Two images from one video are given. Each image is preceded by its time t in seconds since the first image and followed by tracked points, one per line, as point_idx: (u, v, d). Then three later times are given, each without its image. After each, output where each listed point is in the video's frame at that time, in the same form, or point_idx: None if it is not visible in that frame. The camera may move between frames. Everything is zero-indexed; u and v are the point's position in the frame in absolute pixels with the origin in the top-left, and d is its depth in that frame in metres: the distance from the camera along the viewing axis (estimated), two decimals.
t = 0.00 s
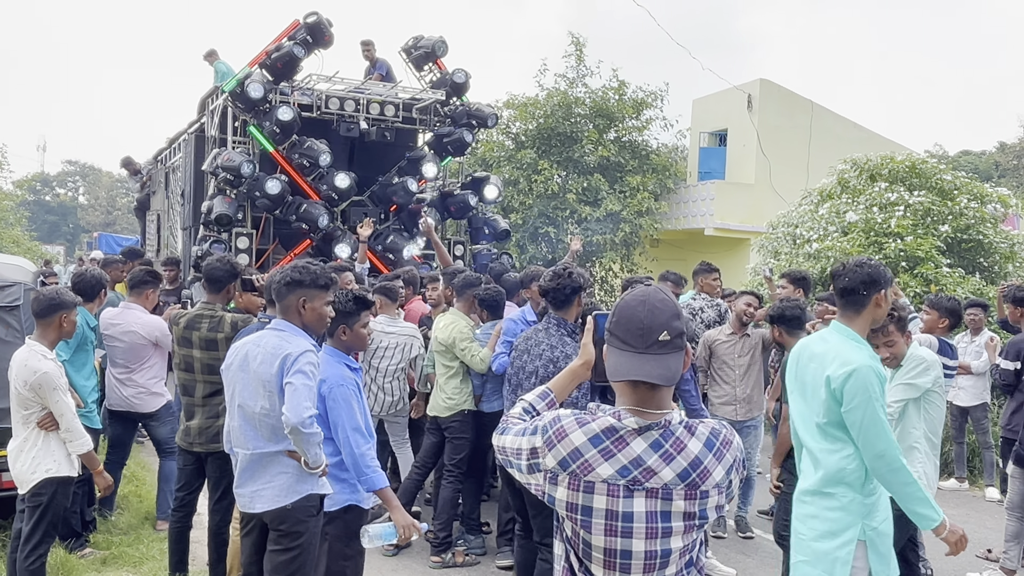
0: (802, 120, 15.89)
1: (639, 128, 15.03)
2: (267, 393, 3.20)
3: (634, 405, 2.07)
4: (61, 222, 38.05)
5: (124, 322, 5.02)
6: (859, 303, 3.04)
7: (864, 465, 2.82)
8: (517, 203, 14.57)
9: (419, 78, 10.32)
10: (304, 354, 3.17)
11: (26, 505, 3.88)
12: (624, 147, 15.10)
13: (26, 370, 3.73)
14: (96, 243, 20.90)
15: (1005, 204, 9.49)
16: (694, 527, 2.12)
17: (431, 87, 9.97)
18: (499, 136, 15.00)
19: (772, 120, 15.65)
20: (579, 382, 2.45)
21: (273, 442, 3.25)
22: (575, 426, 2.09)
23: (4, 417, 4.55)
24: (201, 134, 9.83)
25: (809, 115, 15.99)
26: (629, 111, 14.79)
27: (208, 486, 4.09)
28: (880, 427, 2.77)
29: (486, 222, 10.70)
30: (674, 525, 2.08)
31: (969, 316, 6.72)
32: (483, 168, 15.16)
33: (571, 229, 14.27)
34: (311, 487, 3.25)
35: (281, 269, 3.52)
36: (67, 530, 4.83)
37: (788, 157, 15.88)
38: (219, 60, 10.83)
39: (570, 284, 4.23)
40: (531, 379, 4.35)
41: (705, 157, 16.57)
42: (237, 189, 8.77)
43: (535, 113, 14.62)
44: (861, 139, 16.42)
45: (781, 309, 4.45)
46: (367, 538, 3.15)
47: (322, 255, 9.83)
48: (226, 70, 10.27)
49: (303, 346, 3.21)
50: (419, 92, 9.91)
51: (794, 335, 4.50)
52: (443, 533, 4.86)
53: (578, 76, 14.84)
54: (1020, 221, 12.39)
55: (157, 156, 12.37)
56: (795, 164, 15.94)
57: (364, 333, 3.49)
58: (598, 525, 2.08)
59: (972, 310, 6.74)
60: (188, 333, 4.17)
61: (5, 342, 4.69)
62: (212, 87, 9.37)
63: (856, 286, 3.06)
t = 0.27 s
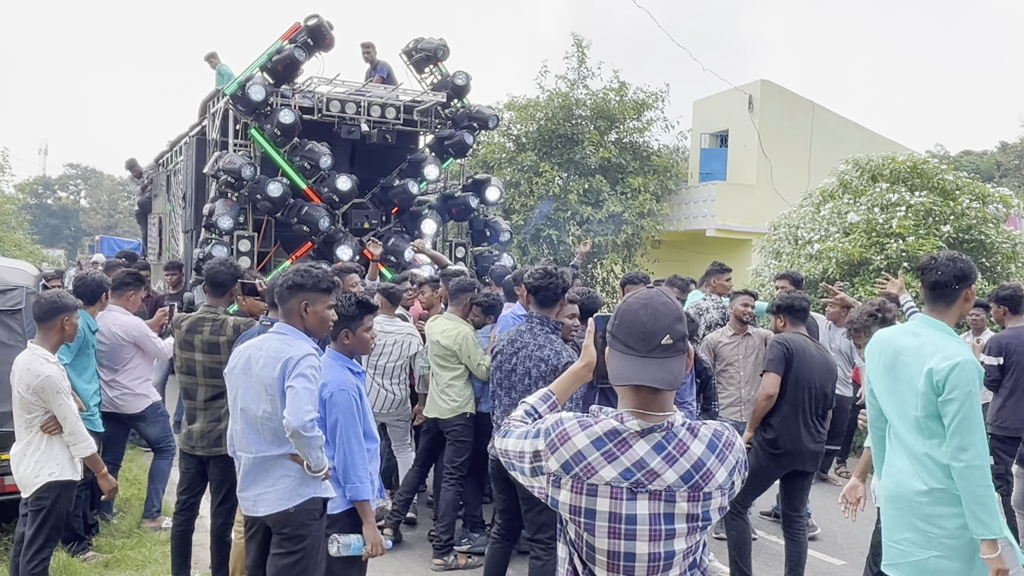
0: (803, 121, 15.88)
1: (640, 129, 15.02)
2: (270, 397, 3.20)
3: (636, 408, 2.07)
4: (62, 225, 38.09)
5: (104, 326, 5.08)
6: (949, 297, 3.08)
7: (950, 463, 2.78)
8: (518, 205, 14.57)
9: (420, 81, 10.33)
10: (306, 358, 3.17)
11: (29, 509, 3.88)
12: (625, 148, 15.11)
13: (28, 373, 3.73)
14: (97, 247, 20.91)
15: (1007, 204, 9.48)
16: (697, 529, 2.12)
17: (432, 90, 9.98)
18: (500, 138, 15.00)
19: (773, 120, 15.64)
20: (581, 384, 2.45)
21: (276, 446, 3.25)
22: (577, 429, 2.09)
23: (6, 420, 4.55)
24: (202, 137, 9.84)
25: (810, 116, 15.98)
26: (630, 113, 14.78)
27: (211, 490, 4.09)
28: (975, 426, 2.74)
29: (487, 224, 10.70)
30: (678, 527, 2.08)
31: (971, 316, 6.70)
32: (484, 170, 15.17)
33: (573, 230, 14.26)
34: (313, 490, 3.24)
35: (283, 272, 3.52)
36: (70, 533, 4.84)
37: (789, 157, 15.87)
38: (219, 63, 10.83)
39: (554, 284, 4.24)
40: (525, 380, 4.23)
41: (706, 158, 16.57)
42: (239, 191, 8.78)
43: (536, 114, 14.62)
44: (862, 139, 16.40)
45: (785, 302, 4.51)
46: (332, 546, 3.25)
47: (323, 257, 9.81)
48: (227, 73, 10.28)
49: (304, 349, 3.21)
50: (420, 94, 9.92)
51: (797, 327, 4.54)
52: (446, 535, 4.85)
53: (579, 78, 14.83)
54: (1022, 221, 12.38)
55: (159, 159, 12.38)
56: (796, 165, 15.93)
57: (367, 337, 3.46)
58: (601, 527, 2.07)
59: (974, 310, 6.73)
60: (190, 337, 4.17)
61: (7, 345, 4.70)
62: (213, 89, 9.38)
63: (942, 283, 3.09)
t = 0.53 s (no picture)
0: (805, 121, 15.87)
1: (642, 130, 15.00)
2: (272, 398, 3.20)
3: (640, 408, 2.07)
4: (65, 227, 38.15)
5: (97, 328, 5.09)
6: None
7: None
8: (519, 206, 14.56)
9: (421, 82, 10.33)
10: (308, 359, 3.17)
11: (32, 511, 3.89)
12: (627, 149, 15.12)
13: (31, 375, 3.73)
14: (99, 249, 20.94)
15: (1010, 203, 9.46)
16: (700, 529, 2.12)
17: (433, 91, 9.98)
18: (502, 140, 15.01)
19: (775, 121, 15.63)
20: (584, 385, 2.45)
21: (279, 447, 3.25)
22: (580, 428, 2.09)
23: (8, 422, 4.55)
24: (204, 139, 9.85)
25: (812, 116, 15.96)
26: (632, 114, 14.77)
27: (213, 491, 4.09)
28: None
29: (489, 226, 10.71)
30: (681, 527, 2.08)
31: (973, 316, 6.68)
32: (486, 172, 15.17)
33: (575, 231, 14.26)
34: (315, 491, 3.24)
35: (286, 274, 3.52)
36: (73, 535, 4.84)
37: (791, 157, 15.86)
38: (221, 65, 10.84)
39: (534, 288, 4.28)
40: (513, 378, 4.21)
41: (708, 159, 16.58)
42: (241, 193, 8.79)
43: (537, 116, 14.61)
44: (864, 140, 16.39)
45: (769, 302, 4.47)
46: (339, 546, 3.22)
47: (326, 259, 9.82)
48: (229, 75, 10.29)
49: (307, 351, 3.21)
50: (421, 96, 9.92)
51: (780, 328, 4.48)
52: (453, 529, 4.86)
53: (581, 79, 14.83)
54: None
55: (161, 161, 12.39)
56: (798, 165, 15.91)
57: (368, 340, 3.44)
58: (604, 528, 2.07)
59: (977, 310, 6.71)
60: (192, 339, 4.17)
61: (10, 347, 4.71)
62: (215, 92, 9.39)
63: None
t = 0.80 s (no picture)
0: (807, 122, 15.86)
1: (644, 131, 15.00)
2: (274, 399, 3.20)
3: (642, 409, 2.06)
4: (67, 230, 38.21)
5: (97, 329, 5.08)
6: None
7: None
8: (522, 208, 14.55)
9: (423, 84, 10.34)
10: (309, 360, 3.16)
11: (34, 513, 3.89)
12: (629, 151, 15.12)
13: (33, 377, 3.73)
14: (102, 251, 20.98)
15: (1012, 204, 9.45)
16: (702, 530, 2.11)
17: (435, 93, 9.99)
18: (504, 141, 15.02)
19: (777, 122, 15.63)
20: (586, 387, 2.44)
21: (280, 448, 3.25)
22: (583, 429, 2.08)
23: (10, 424, 4.56)
24: (206, 141, 9.86)
25: (814, 117, 15.94)
26: (634, 115, 14.77)
27: (215, 493, 4.09)
28: None
29: (491, 227, 10.71)
30: (684, 528, 2.07)
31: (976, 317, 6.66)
32: (487, 173, 15.17)
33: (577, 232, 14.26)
34: (317, 493, 3.24)
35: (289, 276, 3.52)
36: (75, 537, 4.84)
37: (793, 158, 15.85)
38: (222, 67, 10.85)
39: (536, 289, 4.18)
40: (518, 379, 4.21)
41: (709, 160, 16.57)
42: (243, 195, 8.80)
43: (539, 117, 14.60)
44: (866, 141, 16.37)
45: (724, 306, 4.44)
46: (332, 549, 3.17)
47: (328, 261, 9.81)
48: (230, 77, 10.30)
49: (308, 352, 3.21)
50: (423, 97, 9.92)
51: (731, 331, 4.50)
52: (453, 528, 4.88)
53: (582, 81, 14.83)
54: None
55: (163, 163, 12.41)
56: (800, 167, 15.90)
57: (370, 342, 3.43)
58: (607, 529, 2.06)
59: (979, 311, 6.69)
60: (194, 341, 4.17)
61: (12, 349, 4.71)
62: (217, 94, 9.40)
63: None
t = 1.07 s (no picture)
0: (809, 124, 15.85)
1: (646, 133, 15.00)
2: (275, 400, 3.20)
3: (643, 410, 2.06)
4: (70, 232, 38.27)
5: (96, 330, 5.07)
6: None
7: None
8: (523, 210, 14.55)
9: (425, 86, 10.35)
10: (310, 361, 3.16)
11: (35, 514, 3.89)
12: (631, 153, 15.13)
13: (34, 378, 3.73)
14: (105, 253, 21.02)
15: (1015, 206, 9.43)
16: (704, 531, 2.11)
17: (437, 95, 9.99)
18: (506, 143, 15.02)
19: (779, 124, 15.62)
20: (588, 389, 2.44)
21: (281, 449, 3.24)
22: (583, 431, 2.07)
23: (11, 426, 4.56)
24: (208, 143, 9.88)
25: (816, 119, 15.92)
26: (636, 117, 14.76)
27: (217, 495, 4.09)
28: None
29: (493, 229, 10.71)
30: (685, 530, 2.07)
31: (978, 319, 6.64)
32: (489, 175, 15.18)
33: (579, 235, 14.26)
34: (318, 494, 3.24)
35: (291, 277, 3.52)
36: (76, 539, 4.84)
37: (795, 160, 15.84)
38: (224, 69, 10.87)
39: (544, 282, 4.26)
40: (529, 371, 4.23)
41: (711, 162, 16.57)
42: (245, 197, 8.81)
43: (541, 119, 14.59)
44: (868, 142, 16.35)
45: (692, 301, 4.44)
46: (336, 550, 3.14)
47: (329, 263, 9.82)
48: (231, 79, 10.31)
49: (309, 353, 3.21)
50: (425, 99, 9.91)
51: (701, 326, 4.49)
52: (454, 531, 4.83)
53: (584, 83, 14.83)
54: None
55: (165, 165, 12.43)
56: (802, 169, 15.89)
57: (370, 344, 3.43)
58: (608, 530, 2.06)
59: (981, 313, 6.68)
60: (196, 343, 4.17)
61: (13, 351, 4.71)
62: (219, 96, 9.41)
63: None
